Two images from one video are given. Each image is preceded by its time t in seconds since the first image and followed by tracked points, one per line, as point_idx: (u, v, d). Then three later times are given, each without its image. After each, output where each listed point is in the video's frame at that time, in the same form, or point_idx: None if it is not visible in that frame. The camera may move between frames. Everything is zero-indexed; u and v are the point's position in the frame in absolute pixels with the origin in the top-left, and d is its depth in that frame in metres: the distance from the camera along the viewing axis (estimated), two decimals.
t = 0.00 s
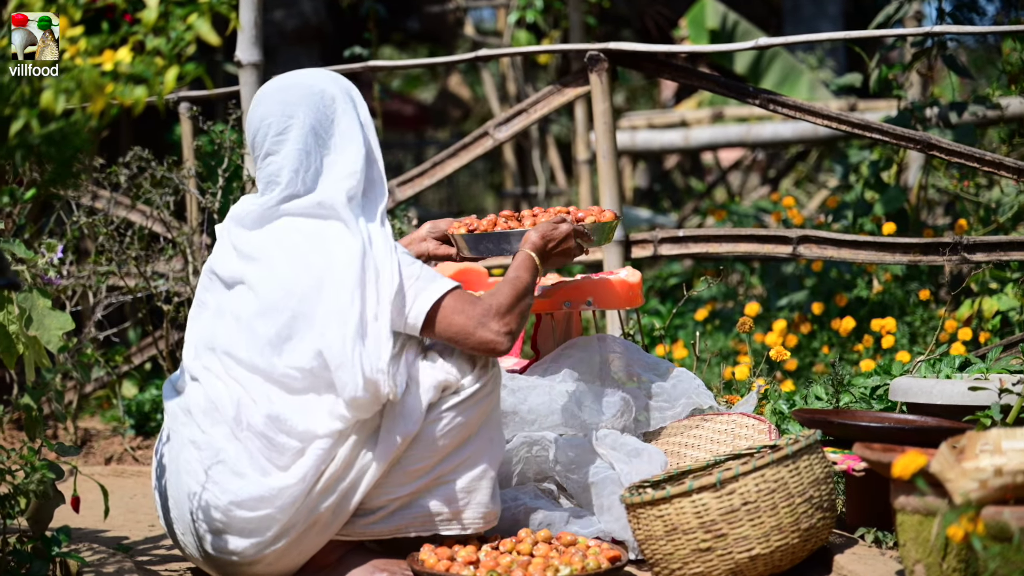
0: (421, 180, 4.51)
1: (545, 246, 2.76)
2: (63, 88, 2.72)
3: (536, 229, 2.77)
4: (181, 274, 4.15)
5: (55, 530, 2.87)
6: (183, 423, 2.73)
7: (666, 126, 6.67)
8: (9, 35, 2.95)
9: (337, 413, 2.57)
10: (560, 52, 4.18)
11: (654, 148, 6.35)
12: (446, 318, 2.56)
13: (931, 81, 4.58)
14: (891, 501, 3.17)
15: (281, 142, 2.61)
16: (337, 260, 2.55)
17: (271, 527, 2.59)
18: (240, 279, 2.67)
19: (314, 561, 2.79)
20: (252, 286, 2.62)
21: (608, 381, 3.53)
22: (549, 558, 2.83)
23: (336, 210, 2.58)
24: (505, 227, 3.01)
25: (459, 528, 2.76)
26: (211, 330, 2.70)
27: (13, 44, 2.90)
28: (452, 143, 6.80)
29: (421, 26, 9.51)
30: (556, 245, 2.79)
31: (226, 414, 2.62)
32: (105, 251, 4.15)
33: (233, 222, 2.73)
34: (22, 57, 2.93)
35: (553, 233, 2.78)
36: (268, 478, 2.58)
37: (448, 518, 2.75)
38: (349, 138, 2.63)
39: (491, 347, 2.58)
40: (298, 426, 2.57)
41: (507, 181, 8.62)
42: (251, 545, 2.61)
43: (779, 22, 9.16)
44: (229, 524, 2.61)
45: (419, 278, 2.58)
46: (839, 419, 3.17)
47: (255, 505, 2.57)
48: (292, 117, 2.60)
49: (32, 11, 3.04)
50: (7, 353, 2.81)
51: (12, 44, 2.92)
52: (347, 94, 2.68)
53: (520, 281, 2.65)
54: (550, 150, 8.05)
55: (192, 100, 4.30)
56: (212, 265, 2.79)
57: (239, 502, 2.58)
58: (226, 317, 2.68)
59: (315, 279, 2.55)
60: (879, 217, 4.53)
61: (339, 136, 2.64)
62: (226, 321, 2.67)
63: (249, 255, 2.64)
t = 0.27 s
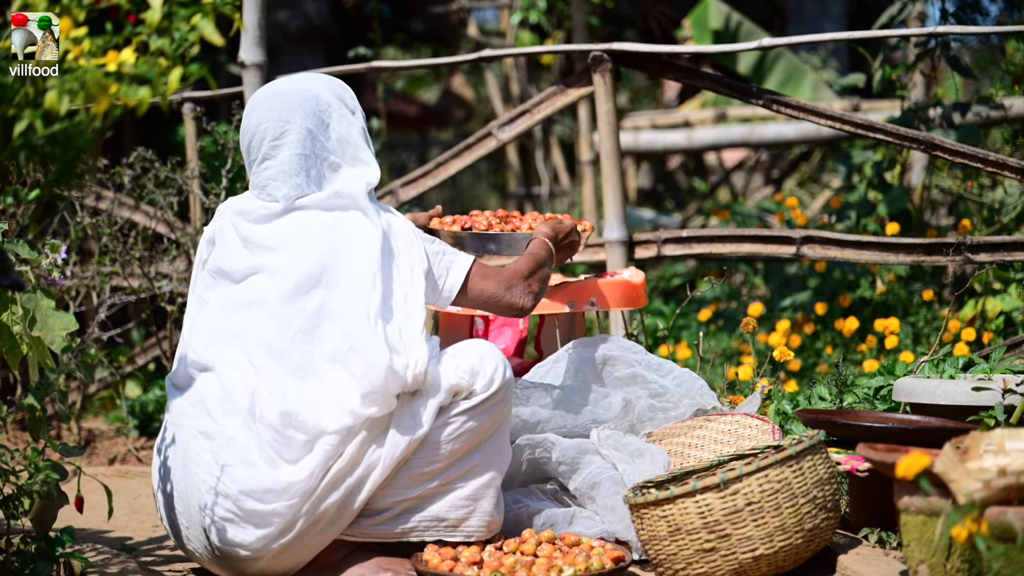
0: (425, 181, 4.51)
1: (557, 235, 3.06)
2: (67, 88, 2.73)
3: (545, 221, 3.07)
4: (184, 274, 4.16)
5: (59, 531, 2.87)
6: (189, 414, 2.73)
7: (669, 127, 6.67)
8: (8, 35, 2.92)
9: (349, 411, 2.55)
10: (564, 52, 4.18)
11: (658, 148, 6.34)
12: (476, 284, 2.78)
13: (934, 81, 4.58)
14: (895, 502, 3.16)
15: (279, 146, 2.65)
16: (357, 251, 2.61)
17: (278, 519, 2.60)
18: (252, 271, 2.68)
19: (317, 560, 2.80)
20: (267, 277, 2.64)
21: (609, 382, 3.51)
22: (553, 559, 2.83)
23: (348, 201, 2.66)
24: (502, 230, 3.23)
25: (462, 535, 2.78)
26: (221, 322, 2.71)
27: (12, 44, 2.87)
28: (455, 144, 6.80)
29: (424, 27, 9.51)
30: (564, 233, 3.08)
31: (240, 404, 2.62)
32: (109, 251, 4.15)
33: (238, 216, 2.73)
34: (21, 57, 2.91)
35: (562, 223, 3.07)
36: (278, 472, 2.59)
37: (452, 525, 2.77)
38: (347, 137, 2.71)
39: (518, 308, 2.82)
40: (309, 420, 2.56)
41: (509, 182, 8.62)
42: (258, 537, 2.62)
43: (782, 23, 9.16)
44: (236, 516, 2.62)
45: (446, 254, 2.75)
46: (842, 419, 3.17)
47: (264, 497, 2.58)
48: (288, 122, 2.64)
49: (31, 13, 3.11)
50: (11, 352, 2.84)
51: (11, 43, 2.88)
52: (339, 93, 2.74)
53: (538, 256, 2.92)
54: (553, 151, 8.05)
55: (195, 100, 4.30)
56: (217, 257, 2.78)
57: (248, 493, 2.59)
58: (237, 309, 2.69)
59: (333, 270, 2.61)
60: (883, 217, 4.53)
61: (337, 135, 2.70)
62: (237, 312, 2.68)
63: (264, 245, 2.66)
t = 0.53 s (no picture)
0: (428, 180, 4.51)
1: (571, 252, 3.29)
2: (70, 87, 2.73)
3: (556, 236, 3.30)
4: (188, 274, 4.17)
5: (63, 529, 2.88)
6: (199, 403, 2.75)
7: (672, 126, 6.67)
8: (9, 35, 2.93)
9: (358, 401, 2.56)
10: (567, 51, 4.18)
11: (661, 148, 6.34)
12: (484, 268, 2.92)
13: (938, 80, 4.58)
14: (899, 501, 3.16)
15: (280, 148, 2.70)
16: (370, 242, 2.69)
17: (285, 508, 2.60)
18: (266, 263, 2.73)
19: (320, 558, 2.79)
20: (281, 268, 2.69)
21: (612, 381, 3.53)
22: (556, 558, 2.83)
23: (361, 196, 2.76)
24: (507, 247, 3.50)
25: (466, 539, 2.79)
26: (233, 312, 2.75)
27: (12, 43, 2.87)
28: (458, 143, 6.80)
29: (426, 26, 9.50)
30: (576, 252, 3.31)
31: (252, 392, 2.63)
32: (113, 251, 4.15)
33: (251, 210, 2.78)
34: (22, 57, 2.91)
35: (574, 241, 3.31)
36: (286, 460, 2.60)
37: (456, 529, 2.78)
38: (347, 138, 2.76)
39: (519, 296, 2.99)
40: (318, 408, 2.58)
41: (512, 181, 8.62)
42: (264, 525, 2.63)
43: (785, 22, 9.15)
44: (242, 503, 2.63)
45: (458, 245, 2.88)
46: (846, 418, 3.17)
47: (269, 485, 2.59)
48: (289, 125, 2.70)
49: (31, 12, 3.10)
50: (15, 351, 2.84)
51: (12, 43, 2.89)
52: (338, 95, 2.80)
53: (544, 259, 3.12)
54: (556, 150, 8.05)
55: (198, 99, 4.30)
56: (231, 251, 2.83)
57: (256, 480, 2.59)
58: (250, 299, 2.72)
59: (347, 261, 2.66)
60: (887, 217, 4.52)
61: (337, 135, 2.75)
62: (250, 302, 2.72)
63: (279, 236, 2.71)
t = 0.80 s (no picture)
0: (430, 178, 4.51)
1: (577, 244, 3.33)
2: (73, 85, 2.72)
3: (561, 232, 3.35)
4: (189, 271, 4.17)
5: (65, 527, 2.87)
6: (207, 395, 2.76)
7: (674, 123, 6.66)
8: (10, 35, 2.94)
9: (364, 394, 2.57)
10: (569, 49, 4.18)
11: (663, 145, 6.34)
12: (492, 260, 2.95)
13: (940, 78, 4.58)
14: (901, 499, 3.16)
15: (292, 147, 2.73)
16: (380, 238, 2.69)
17: (287, 500, 2.60)
18: (277, 259, 2.75)
19: (323, 555, 2.79)
20: (292, 263, 2.71)
21: (614, 379, 3.53)
22: (559, 555, 2.83)
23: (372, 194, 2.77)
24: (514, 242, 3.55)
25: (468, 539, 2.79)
26: (243, 306, 2.77)
27: (12, 44, 2.88)
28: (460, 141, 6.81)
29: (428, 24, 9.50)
30: (582, 245, 3.35)
31: (259, 383, 2.65)
32: (115, 249, 4.15)
33: (263, 207, 2.81)
34: (25, 58, 2.92)
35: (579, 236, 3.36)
36: (290, 452, 2.60)
37: (459, 530, 2.78)
38: (359, 138, 2.78)
39: (529, 285, 3.01)
40: (326, 402, 2.59)
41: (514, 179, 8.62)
42: (266, 517, 2.63)
43: (787, 20, 9.15)
44: (246, 496, 2.64)
45: (467, 237, 2.90)
46: (849, 416, 3.17)
47: (272, 478, 2.59)
48: (301, 125, 2.73)
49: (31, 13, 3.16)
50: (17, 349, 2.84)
51: (14, 44, 2.90)
52: (353, 95, 2.81)
53: (552, 248, 3.15)
54: (559, 148, 8.05)
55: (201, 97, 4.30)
56: (242, 247, 2.85)
57: (259, 471, 2.60)
58: (260, 294, 2.74)
59: (357, 257, 2.68)
60: (888, 214, 4.53)
61: (350, 135, 2.77)
62: (260, 296, 2.74)
63: (289, 232, 2.73)
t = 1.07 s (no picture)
0: (433, 175, 4.51)
1: (579, 245, 3.33)
2: (75, 83, 2.73)
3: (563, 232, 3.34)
4: (192, 270, 4.18)
5: (67, 526, 2.86)
6: (210, 394, 2.76)
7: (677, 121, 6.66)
8: (8, 35, 2.88)
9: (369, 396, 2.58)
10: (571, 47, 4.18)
11: (665, 143, 6.34)
12: (496, 261, 2.93)
13: (943, 75, 4.57)
14: (904, 497, 3.16)
15: (298, 148, 2.73)
16: (385, 239, 2.70)
17: (289, 501, 2.60)
18: (281, 258, 2.75)
19: (325, 553, 2.79)
20: (297, 262, 2.72)
21: (616, 378, 3.52)
22: (561, 553, 2.82)
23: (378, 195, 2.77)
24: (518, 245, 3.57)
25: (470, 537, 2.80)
26: (247, 305, 2.77)
27: (13, 44, 2.83)
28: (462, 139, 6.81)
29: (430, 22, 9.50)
30: (583, 245, 3.35)
31: (261, 383, 2.65)
32: (117, 247, 4.16)
33: (269, 207, 2.81)
34: (22, 56, 2.87)
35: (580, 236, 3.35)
36: (292, 453, 2.60)
37: (460, 527, 2.78)
38: (366, 140, 2.78)
39: (531, 287, 3.01)
40: (331, 403, 2.60)
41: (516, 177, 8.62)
42: (268, 518, 2.63)
43: (790, 18, 9.14)
44: (248, 495, 2.63)
45: (472, 238, 2.88)
46: (851, 414, 3.17)
47: (275, 477, 2.59)
48: (309, 125, 2.73)
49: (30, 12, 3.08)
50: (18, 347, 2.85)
51: (11, 44, 2.85)
52: (361, 96, 2.81)
53: (553, 250, 3.14)
54: (561, 146, 8.05)
55: (203, 95, 4.31)
56: (247, 246, 2.85)
57: (262, 471, 2.60)
58: (264, 293, 2.75)
59: (363, 258, 2.68)
60: (891, 212, 4.53)
61: (357, 137, 2.77)
62: (265, 295, 2.74)
63: (294, 232, 2.74)
